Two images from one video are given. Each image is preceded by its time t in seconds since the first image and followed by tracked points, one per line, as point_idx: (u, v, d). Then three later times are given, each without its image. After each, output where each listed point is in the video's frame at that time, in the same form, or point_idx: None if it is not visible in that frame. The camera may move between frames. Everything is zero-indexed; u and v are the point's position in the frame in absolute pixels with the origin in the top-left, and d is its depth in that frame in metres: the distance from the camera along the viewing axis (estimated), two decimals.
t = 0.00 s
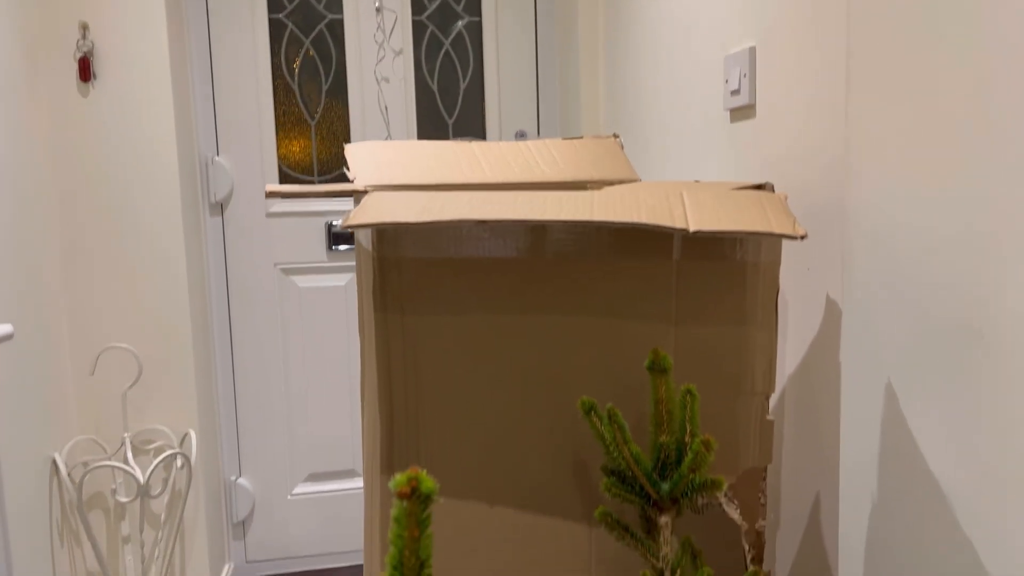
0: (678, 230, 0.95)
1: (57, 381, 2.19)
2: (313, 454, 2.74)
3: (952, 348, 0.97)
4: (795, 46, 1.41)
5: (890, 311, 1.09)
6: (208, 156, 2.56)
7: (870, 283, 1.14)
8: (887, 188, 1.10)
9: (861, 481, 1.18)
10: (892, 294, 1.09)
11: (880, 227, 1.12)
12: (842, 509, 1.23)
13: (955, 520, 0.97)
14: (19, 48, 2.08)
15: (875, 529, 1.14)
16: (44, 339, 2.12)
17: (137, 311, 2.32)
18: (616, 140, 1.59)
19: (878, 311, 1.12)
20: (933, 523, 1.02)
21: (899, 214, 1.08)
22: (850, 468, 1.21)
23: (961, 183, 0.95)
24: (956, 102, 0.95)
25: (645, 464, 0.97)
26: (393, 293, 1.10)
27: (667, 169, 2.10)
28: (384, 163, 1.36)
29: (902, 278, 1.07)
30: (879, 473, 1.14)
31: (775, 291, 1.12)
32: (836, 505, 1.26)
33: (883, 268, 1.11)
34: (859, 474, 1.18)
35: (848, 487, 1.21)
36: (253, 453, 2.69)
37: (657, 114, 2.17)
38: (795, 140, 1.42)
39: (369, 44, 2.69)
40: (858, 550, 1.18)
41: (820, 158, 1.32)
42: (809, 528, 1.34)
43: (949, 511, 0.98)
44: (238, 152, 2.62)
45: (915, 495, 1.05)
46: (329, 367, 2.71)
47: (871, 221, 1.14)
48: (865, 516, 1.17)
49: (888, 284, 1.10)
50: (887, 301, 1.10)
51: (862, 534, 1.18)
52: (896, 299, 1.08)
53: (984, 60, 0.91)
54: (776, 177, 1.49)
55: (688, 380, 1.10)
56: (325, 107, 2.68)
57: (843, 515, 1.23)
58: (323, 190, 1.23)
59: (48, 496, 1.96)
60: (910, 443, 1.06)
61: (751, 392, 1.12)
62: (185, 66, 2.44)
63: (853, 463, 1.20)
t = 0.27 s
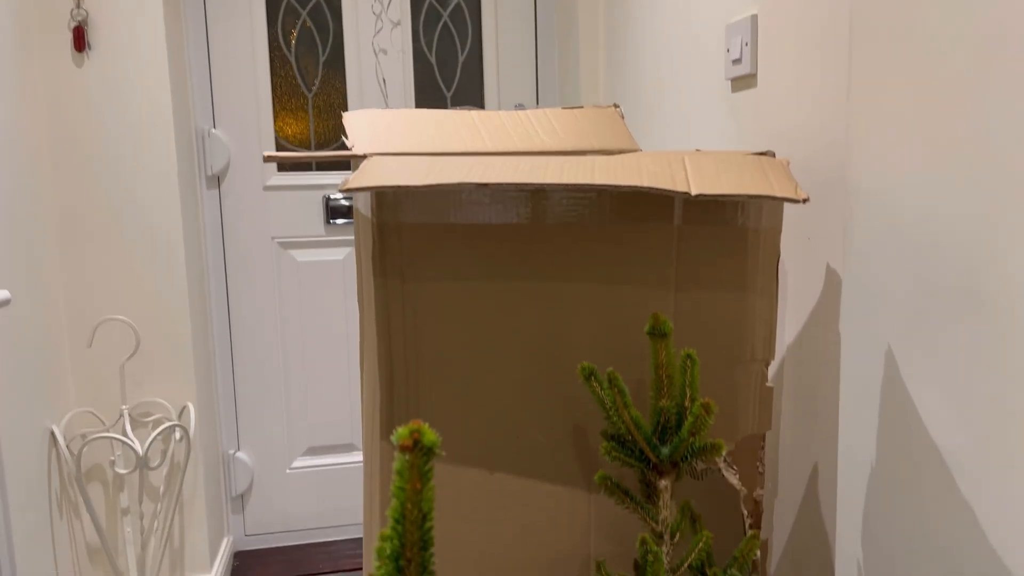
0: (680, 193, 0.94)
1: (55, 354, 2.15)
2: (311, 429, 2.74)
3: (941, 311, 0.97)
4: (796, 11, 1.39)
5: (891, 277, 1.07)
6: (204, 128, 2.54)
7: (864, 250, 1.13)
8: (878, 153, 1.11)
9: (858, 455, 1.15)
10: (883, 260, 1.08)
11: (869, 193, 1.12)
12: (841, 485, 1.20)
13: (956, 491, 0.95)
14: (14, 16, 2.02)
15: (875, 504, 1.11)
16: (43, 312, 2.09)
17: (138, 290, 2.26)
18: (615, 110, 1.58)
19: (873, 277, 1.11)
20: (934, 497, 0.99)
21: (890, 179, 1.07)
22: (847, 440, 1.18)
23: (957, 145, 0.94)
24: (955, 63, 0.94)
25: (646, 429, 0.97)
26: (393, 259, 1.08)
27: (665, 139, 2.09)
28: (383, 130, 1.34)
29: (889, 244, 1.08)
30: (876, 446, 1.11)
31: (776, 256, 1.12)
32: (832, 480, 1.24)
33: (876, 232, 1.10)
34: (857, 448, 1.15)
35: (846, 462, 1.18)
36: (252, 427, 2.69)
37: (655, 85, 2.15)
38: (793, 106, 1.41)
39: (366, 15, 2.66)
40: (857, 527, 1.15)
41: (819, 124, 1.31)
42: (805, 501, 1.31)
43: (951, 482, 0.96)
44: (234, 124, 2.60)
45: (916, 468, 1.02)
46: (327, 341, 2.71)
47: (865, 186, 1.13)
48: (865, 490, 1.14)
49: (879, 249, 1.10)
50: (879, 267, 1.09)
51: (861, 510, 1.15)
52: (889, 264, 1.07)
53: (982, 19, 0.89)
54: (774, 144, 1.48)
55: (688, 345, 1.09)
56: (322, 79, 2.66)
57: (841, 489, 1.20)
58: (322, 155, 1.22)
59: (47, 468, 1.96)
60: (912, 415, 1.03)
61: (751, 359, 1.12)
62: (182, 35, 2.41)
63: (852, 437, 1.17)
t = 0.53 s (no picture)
0: (680, 151, 0.94)
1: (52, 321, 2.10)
2: (308, 397, 2.75)
3: (945, 271, 0.94)
4: None
5: (893, 238, 1.03)
6: (199, 94, 2.49)
7: (863, 211, 1.09)
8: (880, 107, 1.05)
9: (856, 424, 1.11)
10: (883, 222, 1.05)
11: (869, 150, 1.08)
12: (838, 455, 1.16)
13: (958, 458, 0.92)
14: None
15: (871, 474, 1.08)
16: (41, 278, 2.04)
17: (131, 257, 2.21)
18: (615, 72, 1.56)
19: (874, 239, 1.07)
20: (938, 466, 0.95)
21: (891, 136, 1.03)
22: (845, 409, 1.14)
23: (960, 98, 0.90)
24: (957, 10, 0.89)
25: (643, 387, 0.97)
26: (388, 220, 1.07)
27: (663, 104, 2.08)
28: (380, 90, 1.32)
29: (891, 204, 1.03)
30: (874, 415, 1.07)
31: (775, 217, 1.12)
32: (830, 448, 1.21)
33: (877, 193, 1.06)
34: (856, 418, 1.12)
35: (843, 433, 1.15)
36: (250, 394, 2.70)
37: (654, 48, 2.13)
38: (791, 66, 1.39)
39: None
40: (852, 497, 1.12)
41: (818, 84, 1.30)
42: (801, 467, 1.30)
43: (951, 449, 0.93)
44: (229, 90, 2.56)
45: (917, 437, 0.99)
46: (324, 309, 2.71)
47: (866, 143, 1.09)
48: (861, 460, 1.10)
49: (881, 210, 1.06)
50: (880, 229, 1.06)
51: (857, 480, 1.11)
52: (891, 225, 1.03)
53: None
54: (774, 105, 1.47)
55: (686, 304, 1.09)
56: (318, 44, 2.63)
57: (837, 459, 1.16)
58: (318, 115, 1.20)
59: (43, 434, 1.95)
60: (914, 381, 0.99)
61: (748, 320, 1.12)
62: None
63: (850, 406, 1.13)
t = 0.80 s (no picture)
0: (680, 117, 0.94)
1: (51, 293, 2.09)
2: (306, 371, 2.76)
3: (945, 238, 0.94)
4: None
5: (891, 207, 1.03)
6: (196, 66, 2.47)
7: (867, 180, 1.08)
8: (878, 73, 1.04)
9: (853, 394, 1.12)
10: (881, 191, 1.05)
11: (868, 118, 1.07)
12: (835, 425, 1.17)
13: (956, 424, 0.92)
14: None
15: (868, 442, 1.09)
16: (39, 249, 2.04)
17: (130, 230, 2.21)
18: (616, 43, 1.55)
19: (873, 208, 1.07)
20: (935, 434, 0.96)
21: (890, 104, 1.02)
22: (841, 379, 1.15)
23: (963, 62, 0.89)
24: None
25: (642, 355, 0.97)
26: (388, 188, 1.06)
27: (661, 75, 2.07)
28: (378, 59, 1.31)
29: (889, 173, 1.03)
30: (871, 383, 1.08)
31: (776, 187, 1.12)
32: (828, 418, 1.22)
33: (876, 163, 1.06)
34: (852, 387, 1.12)
35: (840, 401, 1.15)
36: (249, 368, 2.71)
37: (651, 19, 2.12)
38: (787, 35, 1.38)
39: None
40: (849, 466, 1.13)
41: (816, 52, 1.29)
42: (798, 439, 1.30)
43: (950, 416, 0.93)
44: (227, 62, 2.53)
45: (915, 406, 0.99)
46: (323, 284, 2.71)
47: (865, 112, 1.08)
48: (858, 430, 1.11)
49: (880, 179, 1.05)
50: (878, 198, 1.06)
51: (854, 449, 1.12)
52: (890, 194, 1.04)
53: None
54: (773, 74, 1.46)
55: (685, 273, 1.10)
56: (316, 17, 2.59)
57: (834, 429, 1.17)
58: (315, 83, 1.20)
59: (44, 405, 1.96)
60: (913, 350, 1.00)
61: (747, 290, 1.12)
62: None
63: (847, 376, 1.13)
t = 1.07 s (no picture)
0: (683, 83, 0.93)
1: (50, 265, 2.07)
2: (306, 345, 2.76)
3: (950, 209, 0.93)
4: None
5: (894, 176, 1.03)
6: (194, 38, 2.44)
7: (872, 150, 1.07)
8: (883, 41, 1.03)
9: (855, 365, 1.12)
10: (885, 160, 1.04)
11: (871, 87, 1.07)
12: (836, 396, 1.17)
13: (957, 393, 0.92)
14: None
15: (869, 412, 1.09)
16: (37, 221, 2.02)
17: (128, 202, 2.18)
18: (618, 12, 1.53)
19: (877, 177, 1.06)
20: (936, 403, 0.96)
21: (894, 75, 1.02)
22: (843, 353, 1.15)
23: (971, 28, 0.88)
24: None
25: (644, 324, 0.97)
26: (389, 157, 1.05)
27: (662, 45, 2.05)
28: (379, 27, 1.30)
29: (894, 143, 1.03)
30: (873, 354, 1.08)
31: (779, 157, 1.11)
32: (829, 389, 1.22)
33: (880, 131, 1.05)
34: (854, 358, 1.12)
35: (841, 371, 1.16)
36: (249, 342, 2.71)
37: None
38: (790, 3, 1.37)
39: None
40: (849, 435, 1.14)
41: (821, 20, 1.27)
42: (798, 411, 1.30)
43: (951, 386, 0.93)
44: (225, 33, 2.50)
45: (917, 376, 0.99)
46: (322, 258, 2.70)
47: (868, 81, 1.07)
48: (859, 401, 1.11)
49: (884, 148, 1.05)
50: (881, 168, 1.05)
51: (854, 420, 1.13)
52: (894, 164, 1.03)
53: None
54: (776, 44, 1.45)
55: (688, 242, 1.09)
56: None
57: (835, 400, 1.17)
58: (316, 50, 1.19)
59: (44, 377, 1.96)
60: (914, 321, 1.00)
61: (749, 261, 1.12)
62: None
63: (848, 346, 1.13)
